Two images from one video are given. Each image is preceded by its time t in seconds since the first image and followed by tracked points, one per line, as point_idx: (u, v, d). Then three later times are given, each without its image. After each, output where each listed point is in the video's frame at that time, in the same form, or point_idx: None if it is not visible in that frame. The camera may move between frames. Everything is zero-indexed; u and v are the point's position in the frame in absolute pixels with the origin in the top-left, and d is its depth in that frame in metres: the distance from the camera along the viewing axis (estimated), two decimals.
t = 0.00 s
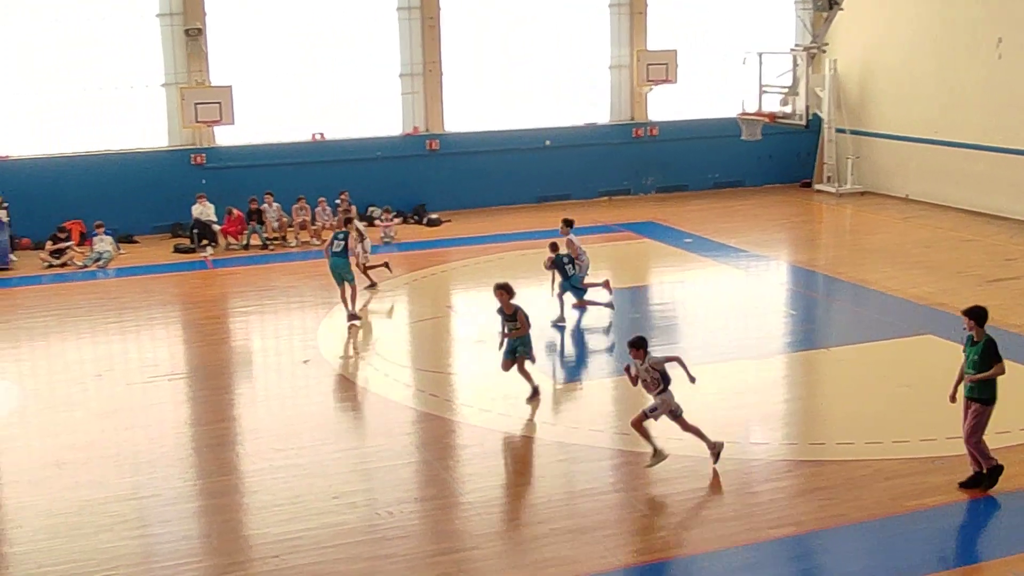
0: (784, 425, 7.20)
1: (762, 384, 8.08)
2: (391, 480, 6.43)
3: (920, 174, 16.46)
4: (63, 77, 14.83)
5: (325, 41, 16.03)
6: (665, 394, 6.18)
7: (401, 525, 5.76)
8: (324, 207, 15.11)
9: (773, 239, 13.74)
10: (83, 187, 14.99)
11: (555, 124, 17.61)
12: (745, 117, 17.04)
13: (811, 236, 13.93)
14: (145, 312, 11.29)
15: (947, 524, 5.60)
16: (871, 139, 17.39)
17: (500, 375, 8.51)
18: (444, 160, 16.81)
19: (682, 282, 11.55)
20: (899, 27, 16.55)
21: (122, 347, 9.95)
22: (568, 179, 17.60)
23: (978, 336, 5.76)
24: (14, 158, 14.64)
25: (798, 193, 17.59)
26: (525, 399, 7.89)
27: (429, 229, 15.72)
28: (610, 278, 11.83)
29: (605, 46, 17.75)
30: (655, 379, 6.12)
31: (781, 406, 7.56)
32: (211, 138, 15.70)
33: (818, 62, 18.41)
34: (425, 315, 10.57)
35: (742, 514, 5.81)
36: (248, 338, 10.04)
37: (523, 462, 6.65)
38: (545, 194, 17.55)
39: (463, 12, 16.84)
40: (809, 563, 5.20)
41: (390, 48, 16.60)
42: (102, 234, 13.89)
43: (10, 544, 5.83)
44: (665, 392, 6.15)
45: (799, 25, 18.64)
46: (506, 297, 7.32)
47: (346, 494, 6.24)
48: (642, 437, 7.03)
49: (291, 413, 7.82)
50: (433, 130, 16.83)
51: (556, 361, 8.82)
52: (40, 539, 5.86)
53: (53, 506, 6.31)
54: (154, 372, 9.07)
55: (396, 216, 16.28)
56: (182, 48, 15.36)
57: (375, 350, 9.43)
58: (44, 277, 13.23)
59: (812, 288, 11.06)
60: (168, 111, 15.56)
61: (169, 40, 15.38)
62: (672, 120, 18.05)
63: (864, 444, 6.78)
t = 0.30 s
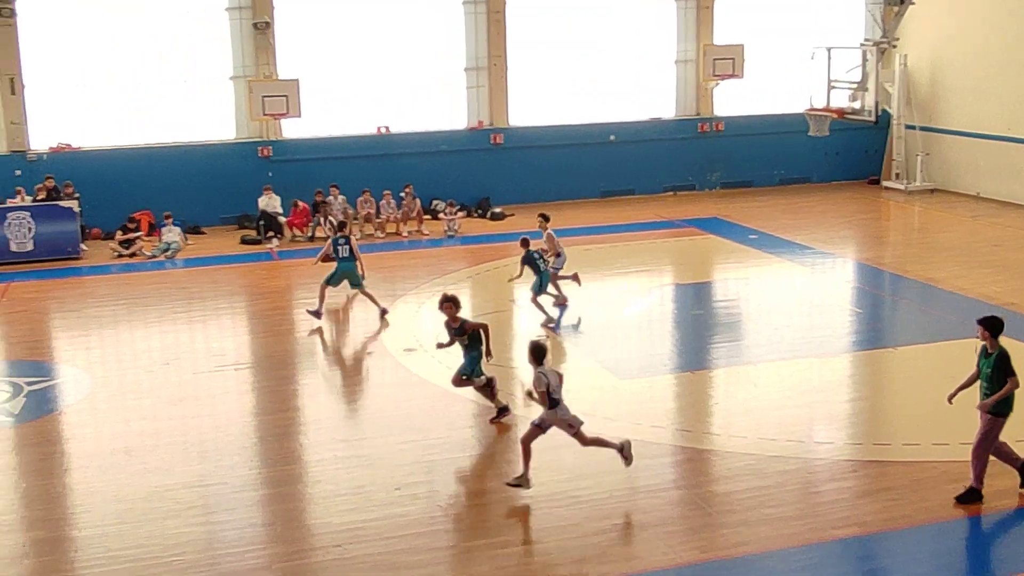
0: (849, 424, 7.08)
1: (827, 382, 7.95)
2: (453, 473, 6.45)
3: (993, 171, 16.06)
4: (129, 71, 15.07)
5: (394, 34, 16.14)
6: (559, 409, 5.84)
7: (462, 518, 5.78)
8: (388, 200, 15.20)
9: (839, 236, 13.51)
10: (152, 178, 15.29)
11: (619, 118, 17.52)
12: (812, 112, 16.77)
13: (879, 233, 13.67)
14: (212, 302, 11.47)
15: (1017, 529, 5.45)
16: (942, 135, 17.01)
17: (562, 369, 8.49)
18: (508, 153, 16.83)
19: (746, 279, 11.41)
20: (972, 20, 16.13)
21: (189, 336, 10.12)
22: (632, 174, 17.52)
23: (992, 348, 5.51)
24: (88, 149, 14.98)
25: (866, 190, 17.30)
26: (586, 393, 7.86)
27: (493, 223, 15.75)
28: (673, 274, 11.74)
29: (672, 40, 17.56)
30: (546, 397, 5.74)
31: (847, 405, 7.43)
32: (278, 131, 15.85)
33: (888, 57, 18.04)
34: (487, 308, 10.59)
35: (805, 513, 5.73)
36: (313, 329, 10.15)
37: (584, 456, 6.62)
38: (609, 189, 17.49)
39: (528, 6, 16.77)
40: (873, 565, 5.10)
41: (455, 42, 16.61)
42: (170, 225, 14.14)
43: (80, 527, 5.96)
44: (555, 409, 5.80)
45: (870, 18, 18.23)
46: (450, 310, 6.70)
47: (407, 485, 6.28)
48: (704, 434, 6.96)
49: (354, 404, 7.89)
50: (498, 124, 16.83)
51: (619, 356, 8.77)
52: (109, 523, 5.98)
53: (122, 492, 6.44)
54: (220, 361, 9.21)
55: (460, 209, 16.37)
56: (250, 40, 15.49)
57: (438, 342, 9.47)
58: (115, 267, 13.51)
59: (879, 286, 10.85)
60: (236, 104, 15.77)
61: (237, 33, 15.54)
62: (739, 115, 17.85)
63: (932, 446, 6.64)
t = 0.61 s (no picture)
0: (926, 426, 6.93)
1: (904, 382, 7.78)
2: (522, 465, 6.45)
3: None
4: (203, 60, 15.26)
5: (472, 27, 16.24)
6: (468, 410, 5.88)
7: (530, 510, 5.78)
8: (462, 192, 15.27)
9: (918, 234, 13.22)
10: (229, 167, 15.62)
11: (696, 113, 17.40)
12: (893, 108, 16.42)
13: (958, 232, 13.35)
14: (286, 291, 11.64)
15: None
16: None
17: (632, 364, 8.45)
18: (582, 147, 16.81)
19: (822, 276, 11.22)
20: None
21: (263, 325, 10.29)
22: (707, 169, 17.39)
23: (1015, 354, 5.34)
24: (166, 139, 15.35)
25: (946, 188, 16.90)
26: (657, 389, 7.81)
27: (567, 217, 15.75)
28: (746, 270, 11.60)
29: (750, 34, 17.44)
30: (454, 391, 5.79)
31: (924, 406, 7.27)
32: (353, 123, 16.09)
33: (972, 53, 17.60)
34: (558, 302, 10.58)
35: (879, 514, 5.62)
36: (386, 320, 10.24)
37: (654, 452, 6.58)
38: (683, 183, 17.37)
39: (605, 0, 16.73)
40: (949, 569, 4.98)
41: (531, 36, 16.68)
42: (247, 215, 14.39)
43: (157, 510, 6.10)
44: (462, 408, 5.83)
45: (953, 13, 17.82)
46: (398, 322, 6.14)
47: (477, 477, 6.30)
48: (776, 432, 6.87)
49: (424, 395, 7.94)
50: (572, 117, 16.83)
51: (690, 353, 8.69)
52: (185, 507, 6.11)
53: (198, 476, 6.57)
54: (294, 350, 9.34)
55: (534, 202, 16.40)
56: (327, 32, 15.70)
57: (509, 335, 9.49)
58: (193, 255, 13.79)
59: (959, 286, 10.59)
60: (313, 96, 16.00)
61: (316, 25, 15.74)
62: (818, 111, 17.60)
63: (1012, 449, 6.46)
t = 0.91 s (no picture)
0: (1021, 426, 6.73)
1: (999, 383, 7.56)
2: (606, 456, 6.45)
3: None
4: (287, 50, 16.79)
5: (570, 22, 17.49)
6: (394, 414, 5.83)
7: (615, 502, 5.77)
8: (550, 182, 15.62)
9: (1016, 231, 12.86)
10: (322, 155, 16.96)
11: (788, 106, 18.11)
12: (989, 102, 16.12)
13: None
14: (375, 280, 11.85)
15: None
16: None
17: (717, 357, 8.38)
18: (668, 138, 17.68)
19: (914, 271, 10.99)
20: None
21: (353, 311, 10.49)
22: (799, 163, 18.00)
23: None
24: (259, 128, 16.74)
25: None
26: (742, 383, 7.74)
27: (654, 209, 15.82)
28: (836, 265, 11.43)
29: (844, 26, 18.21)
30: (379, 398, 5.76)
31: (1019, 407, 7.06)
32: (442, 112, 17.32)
33: None
34: (643, 294, 10.53)
35: (973, 515, 5.47)
36: (471, 309, 10.32)
37: (740, 446, 6.51)
38: (771, 176, 18.03)
39: None
40: None
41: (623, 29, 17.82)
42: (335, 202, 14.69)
43: (245, 492, 6.25)
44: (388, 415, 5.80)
45: None
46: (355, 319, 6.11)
47: (561, 467, 6.32)
48: (864, 429, 6.75)
49: (510, 384, 7.98)
50: (660, 109, 17.78)
51: (777, 347, 8.60)
52: (273, 489, 6.25)
53: (288, 460, 6.71)
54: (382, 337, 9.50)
55: (621, 194, 17.18)
56: (418, 23, 17.03)
57: (595, 326, 9.49)
58: (281, 242, 14.09)
59: None
60: (402, 84, 17.40)
61: (406, 17, 17.11)
62: (910, 104, 18.03)
63: None
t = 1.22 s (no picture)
0: None
1: None
2: (699, 452, 6.42)
3: None
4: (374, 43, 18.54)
5: (675, 19, 19.00)
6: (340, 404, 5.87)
7: (706, 498, 5.74)
8: (646, 177, 15.74)
9: None
10: (425, 149, 18.54)
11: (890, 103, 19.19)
12: None
13: None
14: (469, 272, 12.04)
15: None
16: None
17: (811, 355, 8.26)
18: (768, 133, 18.83)
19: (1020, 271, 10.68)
20: None
21: (448, 303, 10.68)
22: (902, 160, 19.07)
23: None
24: (358, 120, 18.36)
25: None
26: (838, 381, 7.61)
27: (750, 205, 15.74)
28: (937, 263, 11.17)
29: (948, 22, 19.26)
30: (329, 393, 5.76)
31: None
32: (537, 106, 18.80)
33: None
34: (738, 291, 10.41)
35: None
36: (564, 302, 10.40)
37: (835, 446, 6.41)
38: (870, 173, 19.15)
39: None
40: None
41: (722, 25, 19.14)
42: (431, 195, 15.59)
43: (338, 478, 6.39)
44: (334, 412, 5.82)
45: None
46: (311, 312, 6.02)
47: (654, 462, 6.31)
48: (965, 432, 6.57)
49: (601, 378, 8.00)
50: (758, 102, 19.07)
51: (875, 346, 8.43)
52: (367, 476, 6.38)
53: (382, 447, 6.85)
54: (475, 328, 9.65)
55: (720, 189, 18.06)
56: (517, 17, 18.55)
57: (689, 321, 9.43)
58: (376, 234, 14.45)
59: None
60: (498, 77, 18.99)
61: (509, 12, 18.63)
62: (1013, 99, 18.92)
63: None
